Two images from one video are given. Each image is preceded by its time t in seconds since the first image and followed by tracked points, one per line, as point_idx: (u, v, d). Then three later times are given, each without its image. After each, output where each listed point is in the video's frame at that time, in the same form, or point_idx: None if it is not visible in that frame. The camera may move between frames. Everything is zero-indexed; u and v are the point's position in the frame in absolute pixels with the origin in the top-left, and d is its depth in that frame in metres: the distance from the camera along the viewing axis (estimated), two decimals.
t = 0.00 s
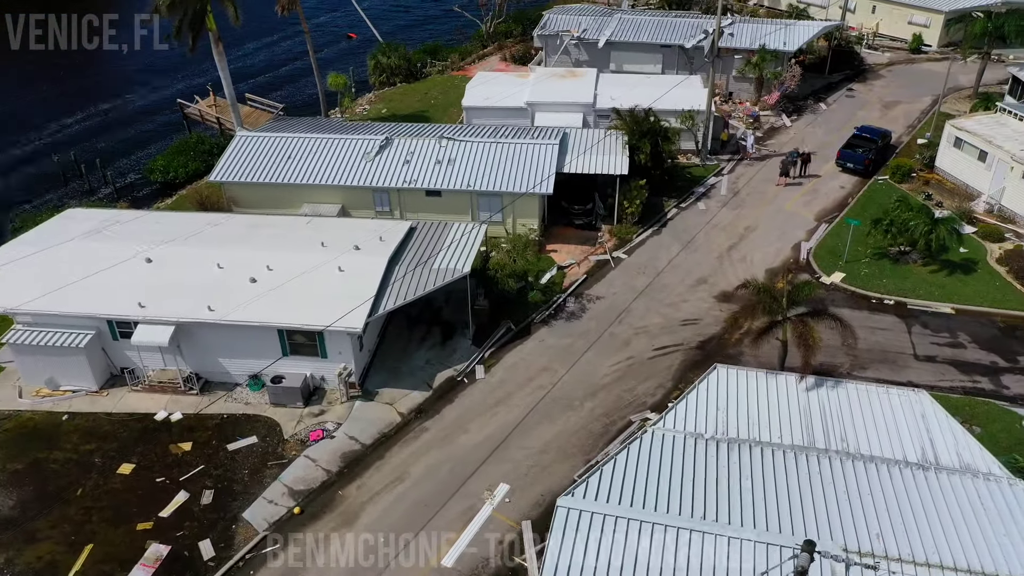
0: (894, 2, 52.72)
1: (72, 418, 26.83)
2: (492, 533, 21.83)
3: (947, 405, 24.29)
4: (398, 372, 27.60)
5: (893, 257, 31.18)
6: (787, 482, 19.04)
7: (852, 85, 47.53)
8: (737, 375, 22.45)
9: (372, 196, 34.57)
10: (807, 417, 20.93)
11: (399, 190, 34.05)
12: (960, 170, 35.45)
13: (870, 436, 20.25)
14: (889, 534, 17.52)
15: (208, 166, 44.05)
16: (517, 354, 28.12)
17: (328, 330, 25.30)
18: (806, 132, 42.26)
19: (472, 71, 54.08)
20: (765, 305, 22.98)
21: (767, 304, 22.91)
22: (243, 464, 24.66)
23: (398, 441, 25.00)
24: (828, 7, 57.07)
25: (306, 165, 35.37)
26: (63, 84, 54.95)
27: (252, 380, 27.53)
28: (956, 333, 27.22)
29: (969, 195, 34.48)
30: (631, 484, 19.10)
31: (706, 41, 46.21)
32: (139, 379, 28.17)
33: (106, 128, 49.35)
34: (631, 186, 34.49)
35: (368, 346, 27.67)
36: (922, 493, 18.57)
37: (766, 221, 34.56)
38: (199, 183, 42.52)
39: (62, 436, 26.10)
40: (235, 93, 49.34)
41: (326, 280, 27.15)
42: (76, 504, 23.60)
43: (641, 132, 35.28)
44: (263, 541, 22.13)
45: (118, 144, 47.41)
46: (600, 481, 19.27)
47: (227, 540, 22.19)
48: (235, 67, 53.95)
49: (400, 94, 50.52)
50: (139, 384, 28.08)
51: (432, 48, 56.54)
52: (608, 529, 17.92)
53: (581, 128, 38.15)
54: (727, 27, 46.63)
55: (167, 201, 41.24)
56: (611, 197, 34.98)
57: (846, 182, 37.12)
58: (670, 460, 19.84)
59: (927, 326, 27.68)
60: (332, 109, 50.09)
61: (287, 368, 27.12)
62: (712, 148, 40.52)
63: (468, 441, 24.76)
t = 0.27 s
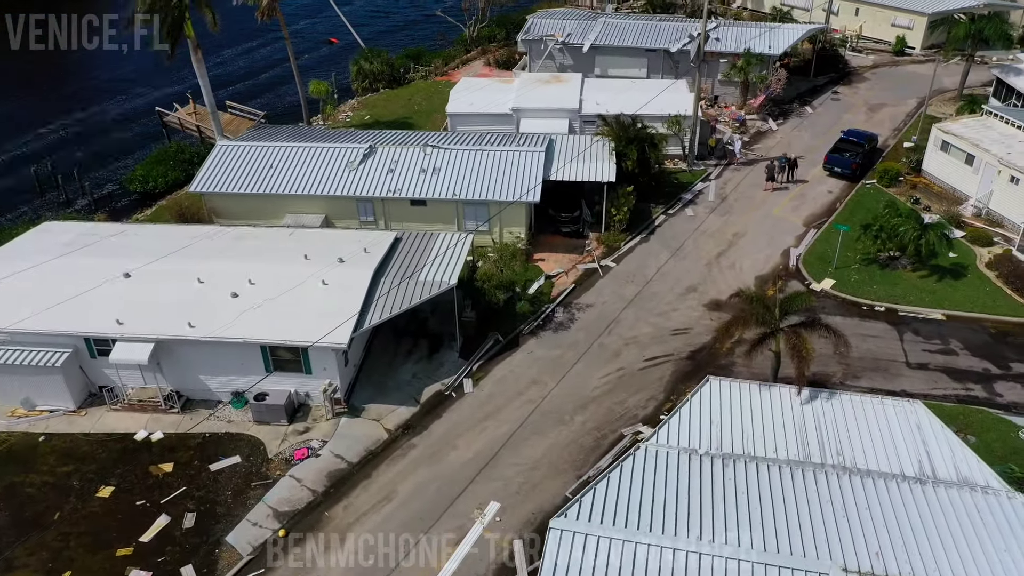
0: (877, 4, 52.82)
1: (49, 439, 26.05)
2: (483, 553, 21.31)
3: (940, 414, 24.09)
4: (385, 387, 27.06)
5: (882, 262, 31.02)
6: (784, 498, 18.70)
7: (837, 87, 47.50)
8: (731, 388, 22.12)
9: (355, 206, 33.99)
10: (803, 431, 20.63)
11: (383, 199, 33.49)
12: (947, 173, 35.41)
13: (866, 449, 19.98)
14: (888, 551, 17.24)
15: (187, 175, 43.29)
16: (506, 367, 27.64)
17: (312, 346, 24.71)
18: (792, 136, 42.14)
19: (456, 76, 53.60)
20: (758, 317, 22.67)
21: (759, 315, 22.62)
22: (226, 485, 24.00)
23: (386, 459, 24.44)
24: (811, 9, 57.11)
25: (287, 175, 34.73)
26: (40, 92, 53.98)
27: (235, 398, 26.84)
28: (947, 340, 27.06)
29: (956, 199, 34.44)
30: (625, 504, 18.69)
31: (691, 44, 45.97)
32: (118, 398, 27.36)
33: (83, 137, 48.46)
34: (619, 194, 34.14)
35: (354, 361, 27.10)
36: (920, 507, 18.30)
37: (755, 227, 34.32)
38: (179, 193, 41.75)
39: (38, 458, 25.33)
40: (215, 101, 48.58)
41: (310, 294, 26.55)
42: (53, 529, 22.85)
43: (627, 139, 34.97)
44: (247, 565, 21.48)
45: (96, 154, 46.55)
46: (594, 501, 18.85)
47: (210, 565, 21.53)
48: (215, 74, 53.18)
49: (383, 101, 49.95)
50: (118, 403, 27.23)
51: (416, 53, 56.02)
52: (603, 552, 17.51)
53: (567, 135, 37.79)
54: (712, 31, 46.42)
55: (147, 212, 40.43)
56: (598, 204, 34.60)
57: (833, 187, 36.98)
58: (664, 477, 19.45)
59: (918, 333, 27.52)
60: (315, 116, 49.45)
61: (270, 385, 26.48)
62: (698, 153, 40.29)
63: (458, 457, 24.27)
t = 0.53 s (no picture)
0: (863, 8, 52.84)
1: (27, 462, 25.26)
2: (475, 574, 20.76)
3: (937, 425, 23.81)
4: (373, 403, 26.48)
5: (874, 269, 30.82)
6: (783, 516, 18.29)
7: (824, 92, 47.40)
8: (726, 402, 21.72)
9: (341, 216, 33.38)
10: (799, 445, 20.25)
11: (369, 210, 32.91)
12: (937, 178, 35.30)
13: (865, 464, 19.61)
14: (890, 570, 16.84)
15: (170, 185, 42.44)
16: (496, 381, 27.13)
17: (298, 363, 24.12)
18: (781, 142, 41.96)
19: (442, 82, 53.11)
20: (753, 329, 22.31)
21: (754, 328, 22.26)
22: (210, 508, 23.33)
23: (374, 478, 23.86)
24: (797, 13, 57.07)
25: (271, 186, 34.08)
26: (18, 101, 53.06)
27: (218, 417, 26.14)
28: (941, 348, 26.83)
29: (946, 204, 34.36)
30: (621, 524, 18.22)
31: (678, 50, 45.70)
32: (98, 417, 26.54)
33: (62, 147, 47.59)
34: (608, 202, 33.75)
35: (340, 377, 26.51)
36: (921, 523, 17.94)
37: (745, 235, 34.02)
38: (161, 204, 40.98)
39: (15, 482, 24.55)
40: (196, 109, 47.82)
41: (295, 309, 25.95)
42: (29, 556, 22.10)
43: (616, 147, 34.63)
44: None
45: (75, 165, 45.70)
46: (588, 521, 18.36)
47: None
48: (196, 82, 52.44)
49: (368, 108, 49.38)
50: (99, 423, 26.43)
51: (401, 59, 55.49)
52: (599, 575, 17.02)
53: (555, 142, 37.40)
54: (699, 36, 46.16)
55: (127, 224, 39.66)
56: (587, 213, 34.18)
57: (823, 193, 36.77)
58: (660, 495, 19.00)
59: (912, 341, 27.28)
60: (299, 124, 48.81)
61: (255, 403, 25.81)
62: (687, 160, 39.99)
63: (448, 475, 23.73)
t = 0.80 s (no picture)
0: (848, 12, 52.82)
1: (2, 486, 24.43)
2: None
3: (933, 436, 23.53)
4: (360, 420, 25.89)
5: (866, 276, 30.59)
6: (782, 535, 17.87)
7: (811, 96, 47.29)
8: (721, 417, 21.34)
9: (326, 228, 32.75)
10: (797, 461, 19.88)
11: (354, 221, 32.30)
12: (926, 183, 35.18)
13: (864, 480, 19.27)
14: None
15: (151, 196, 41.60)
16: (486, 395, 26.59)
17: (283, 382, 23.50)
18: (769, 147, 41.75)
19: (427, 89, 52.58)
20: (748, 342, 21.91)
21: (749, 341, 21.87)
22: (193, 532, 22.62)
23: (362, 498, 23.27)
24: (782, 17, 57.04)
25: (254, 197, 33.39)
26: None
27: (201, 435, 25.48)
28: (935, 356, 26.58)
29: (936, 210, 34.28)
30: (617, 546, 17.74)
31: (665, 55, 45.43)
32: (77, 439, 25.74)
33: (40, 158, 46.64)
34: (597, 211, 33.35)
35: (327, 394, 25.90)
36: (922, 540, 17.60)
37: (735, 242, 33.71)
38: (142, 216, 40.18)
39: None
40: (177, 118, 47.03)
41: (279, 325, 25.33)
42: None
43: (604, 155, 34.29)
44: None
45: (54, 176, 44.81)
46: (584, 544, 17.87)
47: None
48: (177, 90, 51.65)
49: (352, 115, 48.79)
50: (77, 444, 25.66)
51: (385, 65, 54.92)
52: None
53: (542, 150, 37.00)
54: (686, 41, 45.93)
55: (107, 236, 38.83)
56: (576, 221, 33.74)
57: (812, 199, 36.54)
58: (657, 515, 18.54)
59: (906, 349, 27.01)
60: (282, 133, 48.12)
61: (239, 422, 25.16)
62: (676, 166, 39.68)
63: (438, 494, 23.16)
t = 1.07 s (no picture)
0: (833, 16, 52.81)
1: None
2: None
3: (929, 448, 23.24)
4: (347, 439, 25.30)
5: (857, 284, 30.37)
6: (781, 556, 17.46)
7: (798, 101, 47.17)
8: (716, 434, 20.94)
9: (310, 241, 32.12)
10: (794, 479, 19.51)
11: (339, 233, 31.68)
12: (916, 189, 35.10)
13: (862, 498, 18.92)
14: None
15: (131, 208, 40.78)
16: (475, 412, 26.06)
17: (267, 402, 22.87)
18: (757, 153, 41.53)
19: (412, 96, 52.04)
20: (742, 357, 21.48)
21: (743, 356, 21.47)
22: (176, 559, 21.92)
23: (350, 521, 22.67)
24: (768, 21, 56.97)
25: (236, 210, 32.71)
26: None
27: (183, 457, 24.82)
28: (929, 366, 26.33)
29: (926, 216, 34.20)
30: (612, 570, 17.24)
31: (651, 61, 45.15)
32: (55, 462, 25.00)
33: (17, 170, 45.73)
34: (586, 220, 32.93)
35: (312, 413, 25.30)
36: (923, 559, 17.26)
37: (725, 251, 33.38)
38: (122, 229, 39.36)
39: None
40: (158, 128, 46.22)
41: (263, 343, 24.70)
42: None
43: (593, 163, 33.91)
44: None
45: (31, 188, 43.93)
46: (578, 568, 17.36)
47: None
48: (157, 99, 50.84)
49: (336, 123, 48.18)
50: (55, 468, 24.91)
51: (369, 72, 54.32)
52: None
53: (529, 158, 36.57)
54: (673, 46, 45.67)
55: (86, 250, 38.00)
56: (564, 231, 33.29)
57: (802, 206, 36.33)
58: (653, 537, 18.08)
59: (899, 359, 26.75)
60: (264, 142, 47.40)
61: (222, 443, 24.49)
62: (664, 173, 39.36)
63: (427, 516, 22.58)
